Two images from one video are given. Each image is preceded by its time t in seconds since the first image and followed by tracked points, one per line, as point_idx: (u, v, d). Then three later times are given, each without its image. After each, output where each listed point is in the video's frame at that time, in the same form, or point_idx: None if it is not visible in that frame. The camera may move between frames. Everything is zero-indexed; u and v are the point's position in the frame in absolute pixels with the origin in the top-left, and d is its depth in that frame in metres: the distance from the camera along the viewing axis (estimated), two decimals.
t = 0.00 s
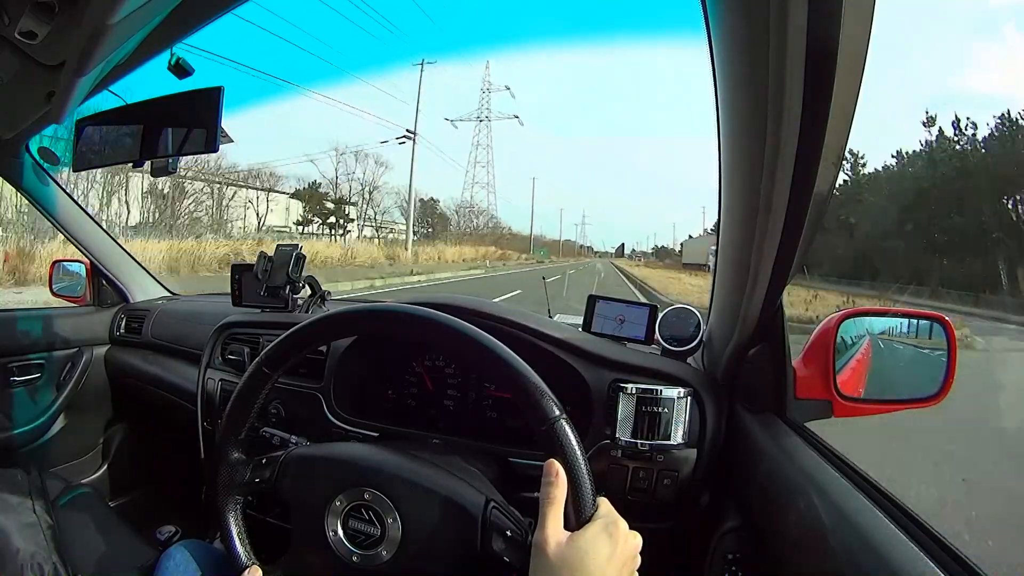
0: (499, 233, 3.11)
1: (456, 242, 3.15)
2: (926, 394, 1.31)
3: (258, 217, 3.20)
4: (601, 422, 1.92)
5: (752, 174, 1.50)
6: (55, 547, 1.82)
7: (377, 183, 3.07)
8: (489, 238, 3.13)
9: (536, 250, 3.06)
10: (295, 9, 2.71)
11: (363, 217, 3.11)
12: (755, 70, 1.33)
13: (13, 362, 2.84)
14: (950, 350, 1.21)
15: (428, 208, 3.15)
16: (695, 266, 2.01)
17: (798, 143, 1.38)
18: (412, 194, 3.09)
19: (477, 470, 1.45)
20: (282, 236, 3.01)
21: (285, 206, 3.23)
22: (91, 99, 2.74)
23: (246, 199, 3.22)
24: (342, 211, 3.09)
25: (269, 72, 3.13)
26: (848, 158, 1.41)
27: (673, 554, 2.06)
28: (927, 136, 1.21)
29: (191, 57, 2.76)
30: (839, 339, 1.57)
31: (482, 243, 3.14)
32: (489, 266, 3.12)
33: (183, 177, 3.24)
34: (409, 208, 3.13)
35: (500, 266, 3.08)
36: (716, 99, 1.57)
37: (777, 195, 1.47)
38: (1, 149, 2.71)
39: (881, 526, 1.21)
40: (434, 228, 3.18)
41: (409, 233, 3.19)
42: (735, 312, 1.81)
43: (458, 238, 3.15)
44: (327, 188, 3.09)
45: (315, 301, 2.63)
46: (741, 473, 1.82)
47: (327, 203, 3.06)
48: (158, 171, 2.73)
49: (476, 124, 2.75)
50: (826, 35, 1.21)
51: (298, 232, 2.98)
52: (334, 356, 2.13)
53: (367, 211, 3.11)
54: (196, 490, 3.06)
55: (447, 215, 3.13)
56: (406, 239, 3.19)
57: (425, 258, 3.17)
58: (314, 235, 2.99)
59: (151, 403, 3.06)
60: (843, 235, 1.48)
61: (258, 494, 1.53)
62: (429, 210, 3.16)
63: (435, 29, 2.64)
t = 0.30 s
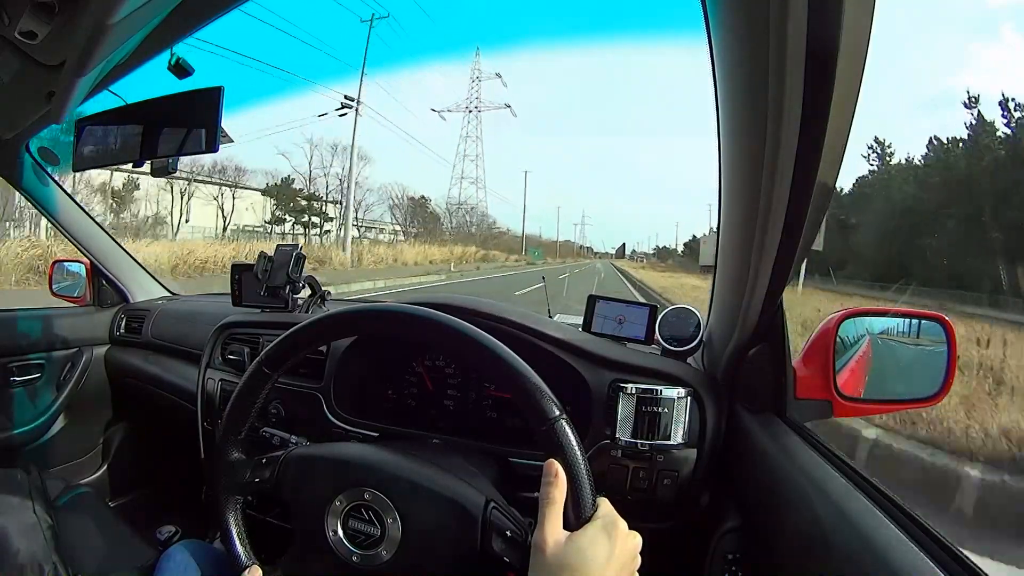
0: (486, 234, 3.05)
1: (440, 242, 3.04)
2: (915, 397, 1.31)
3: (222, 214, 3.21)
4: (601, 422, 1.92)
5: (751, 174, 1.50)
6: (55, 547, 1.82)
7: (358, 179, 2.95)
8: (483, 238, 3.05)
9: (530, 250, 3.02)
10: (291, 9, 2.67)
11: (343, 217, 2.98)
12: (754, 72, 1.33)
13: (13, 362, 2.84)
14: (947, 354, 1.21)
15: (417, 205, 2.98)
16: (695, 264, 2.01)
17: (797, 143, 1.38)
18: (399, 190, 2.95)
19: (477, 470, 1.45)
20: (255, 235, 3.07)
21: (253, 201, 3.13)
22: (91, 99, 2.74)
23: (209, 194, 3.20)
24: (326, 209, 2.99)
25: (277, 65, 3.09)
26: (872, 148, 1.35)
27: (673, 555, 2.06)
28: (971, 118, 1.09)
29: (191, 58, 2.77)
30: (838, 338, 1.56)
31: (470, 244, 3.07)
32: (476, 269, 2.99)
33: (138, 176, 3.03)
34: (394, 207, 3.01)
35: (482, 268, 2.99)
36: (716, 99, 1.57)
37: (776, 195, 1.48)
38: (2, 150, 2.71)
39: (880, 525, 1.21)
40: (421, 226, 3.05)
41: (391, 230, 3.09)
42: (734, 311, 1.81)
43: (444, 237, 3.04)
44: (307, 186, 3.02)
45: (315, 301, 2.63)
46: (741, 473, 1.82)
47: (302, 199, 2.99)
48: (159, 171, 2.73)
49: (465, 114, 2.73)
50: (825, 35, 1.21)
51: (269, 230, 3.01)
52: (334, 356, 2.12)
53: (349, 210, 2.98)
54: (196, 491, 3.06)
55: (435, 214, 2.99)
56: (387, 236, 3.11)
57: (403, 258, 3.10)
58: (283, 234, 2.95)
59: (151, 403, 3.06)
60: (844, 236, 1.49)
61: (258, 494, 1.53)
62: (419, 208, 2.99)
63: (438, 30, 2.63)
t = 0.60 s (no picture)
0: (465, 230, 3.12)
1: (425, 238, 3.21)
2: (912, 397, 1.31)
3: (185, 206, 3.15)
4: (601, 422, 1.92)
5: (751, 174, 1.50)
6: (55, 547, 1.82)
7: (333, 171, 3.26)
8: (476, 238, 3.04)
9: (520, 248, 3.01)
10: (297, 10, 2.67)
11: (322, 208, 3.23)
12: (754, 72, 1.33)
13: (13, 362, 2.84)
14: (948, 354, 1.21)
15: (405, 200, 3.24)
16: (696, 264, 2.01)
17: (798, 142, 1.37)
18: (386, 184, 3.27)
19: (478, 471, 1.45)
20: (223, 232, 3.10)
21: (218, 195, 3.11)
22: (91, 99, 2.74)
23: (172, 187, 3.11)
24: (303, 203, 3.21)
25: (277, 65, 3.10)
26: (905, 137, 1.27)
27: (673, 554, 2.06)
28: None
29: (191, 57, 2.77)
30: (838, 338, 1.56)
31: (448, 240, 3.14)
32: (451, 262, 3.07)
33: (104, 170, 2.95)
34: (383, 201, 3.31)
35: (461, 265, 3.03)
36: (716, 99, 1.57)
37: (777, 195, 1.47)
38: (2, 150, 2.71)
39: (880, 525, 1.21)
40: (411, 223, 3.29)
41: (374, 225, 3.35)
42: (735, 311, 1.81)
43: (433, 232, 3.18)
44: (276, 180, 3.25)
45: (315, 301, 2.63)
46: (741, 473, 1.82)
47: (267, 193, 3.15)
48: (158, 171, 2.77)
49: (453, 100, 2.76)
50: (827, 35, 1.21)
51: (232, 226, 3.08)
52: (334, 356, 2.12)
53: (325, 201, 3.26)
54: (196, 491, 3.06)
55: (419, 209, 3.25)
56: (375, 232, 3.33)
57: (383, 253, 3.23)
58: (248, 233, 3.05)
59: (151, 403, 3.06)
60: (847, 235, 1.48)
61: (258, 494, 1.53)
62: (409, 204, 3.26)
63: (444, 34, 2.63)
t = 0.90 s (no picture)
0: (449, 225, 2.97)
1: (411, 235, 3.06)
2: (911, 396, 1.32)
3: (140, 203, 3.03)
4: (601, 422, 1.92)
5: (751, 174, 1.50)
6: (55, 547, 1.82)
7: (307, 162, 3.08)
8: (474, 237, 2.99)
9: (511, 245, 2.98)
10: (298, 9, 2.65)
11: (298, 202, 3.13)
12: (754, 73, 1.33)
13: (13, 362, 2.84)
14: (948, 353, 1.21)
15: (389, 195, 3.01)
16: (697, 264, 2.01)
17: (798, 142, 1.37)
18: (369, 178, 3.01)
19: (477, 470, 1.45)
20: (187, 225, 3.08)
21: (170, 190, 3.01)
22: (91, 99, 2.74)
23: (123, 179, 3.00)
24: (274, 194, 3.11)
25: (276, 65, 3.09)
26: (943, 121, 1.16)
27: (673, 554, 2.06)
28: None
29: (191, 57, 2.76)
30: (838, 338, 1.56)
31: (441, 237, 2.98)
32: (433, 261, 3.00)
33: (106, 171, 2.93)
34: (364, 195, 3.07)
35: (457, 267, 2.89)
36: (716, 99, 1.57)
37: (777, 195, 1.47)
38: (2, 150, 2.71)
39: (880, 525, 1.21)
40: (397, 219, 3.07)
41: (354, 221, 3.14)
42: (734, 311, 1.81)
43: (418, 226, 3.02)
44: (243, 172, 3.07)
45: (315, 301, 2.63)
46: (741, 473, 1.82)
47: (227, 184, 3.03)
48: (160, 171, 2.80)
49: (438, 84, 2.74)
50: (826, 35, 1.21)
51: (193, 220, 3.07)
52: (334, 356, 2.12)
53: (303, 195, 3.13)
54: (197, 491, 3.06)
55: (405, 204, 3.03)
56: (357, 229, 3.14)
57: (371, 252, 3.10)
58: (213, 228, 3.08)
59: (151, 402, 3.06)
60: (848, 235, 1.49)
61: (258, 494, 1.53)
62: (396, 198, 3.03)
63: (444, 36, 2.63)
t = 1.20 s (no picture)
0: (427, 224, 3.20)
1: (394, 232, 3.24)
2: (910, 396, 1.32)
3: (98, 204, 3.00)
4: (601, 423, 1.92)
5: (752, 174, 1.50)
6: (55, 547, 1.81)
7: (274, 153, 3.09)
8: (454, 234, 3.13)
9: (502, 244, 3.02)
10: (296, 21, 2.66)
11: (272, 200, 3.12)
12: (754, 74, 1.33)
13: (13, 362, 2.84)
14: (947, 353, 1.21)
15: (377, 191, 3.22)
16: (698, 264, 2.01)
17: (798, 141, 1.38)
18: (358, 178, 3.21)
19: (478, 471, 1.45)
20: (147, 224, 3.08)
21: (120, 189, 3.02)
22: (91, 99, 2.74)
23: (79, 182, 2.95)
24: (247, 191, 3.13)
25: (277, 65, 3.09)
26: (986, 104, 1.07)
27: (672, 554, 2.07)
28: None
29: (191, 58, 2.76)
30: (838, 339, 1.55)
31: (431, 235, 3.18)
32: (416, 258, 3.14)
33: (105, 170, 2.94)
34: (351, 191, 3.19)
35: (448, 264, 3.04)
36: (717, 99, 1.57)
37: (777, 195, 1.47)
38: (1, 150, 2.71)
39: (881, 525, 1.21)
40: (385, 215, 3.25)
41: (333, 217, 3.19)
42: (734, 311, 1.81)
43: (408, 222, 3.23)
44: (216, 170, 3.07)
45: (315, 301, 2.63)
46: (741, 473, 1.82)
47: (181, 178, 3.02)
48: (160, 172, 2.78)
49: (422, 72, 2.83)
50: (827, 36, 1.21)
51: (147, 216, 3.07)
52: (334, 356, 2.12)
53: (275, 190, 3.13)
54: (197, 491, 3.06)
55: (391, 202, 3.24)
56: (339, 226, 3.21)
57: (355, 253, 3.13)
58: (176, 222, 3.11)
59: (151, 403, 3.06)
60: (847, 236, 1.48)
61: (258, 494, 1.53)
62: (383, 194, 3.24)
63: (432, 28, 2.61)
